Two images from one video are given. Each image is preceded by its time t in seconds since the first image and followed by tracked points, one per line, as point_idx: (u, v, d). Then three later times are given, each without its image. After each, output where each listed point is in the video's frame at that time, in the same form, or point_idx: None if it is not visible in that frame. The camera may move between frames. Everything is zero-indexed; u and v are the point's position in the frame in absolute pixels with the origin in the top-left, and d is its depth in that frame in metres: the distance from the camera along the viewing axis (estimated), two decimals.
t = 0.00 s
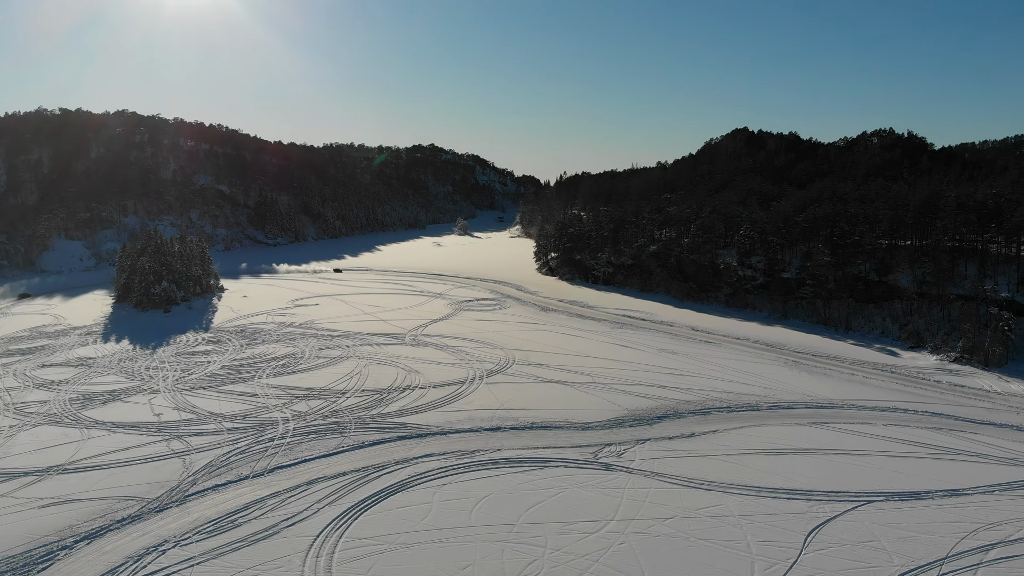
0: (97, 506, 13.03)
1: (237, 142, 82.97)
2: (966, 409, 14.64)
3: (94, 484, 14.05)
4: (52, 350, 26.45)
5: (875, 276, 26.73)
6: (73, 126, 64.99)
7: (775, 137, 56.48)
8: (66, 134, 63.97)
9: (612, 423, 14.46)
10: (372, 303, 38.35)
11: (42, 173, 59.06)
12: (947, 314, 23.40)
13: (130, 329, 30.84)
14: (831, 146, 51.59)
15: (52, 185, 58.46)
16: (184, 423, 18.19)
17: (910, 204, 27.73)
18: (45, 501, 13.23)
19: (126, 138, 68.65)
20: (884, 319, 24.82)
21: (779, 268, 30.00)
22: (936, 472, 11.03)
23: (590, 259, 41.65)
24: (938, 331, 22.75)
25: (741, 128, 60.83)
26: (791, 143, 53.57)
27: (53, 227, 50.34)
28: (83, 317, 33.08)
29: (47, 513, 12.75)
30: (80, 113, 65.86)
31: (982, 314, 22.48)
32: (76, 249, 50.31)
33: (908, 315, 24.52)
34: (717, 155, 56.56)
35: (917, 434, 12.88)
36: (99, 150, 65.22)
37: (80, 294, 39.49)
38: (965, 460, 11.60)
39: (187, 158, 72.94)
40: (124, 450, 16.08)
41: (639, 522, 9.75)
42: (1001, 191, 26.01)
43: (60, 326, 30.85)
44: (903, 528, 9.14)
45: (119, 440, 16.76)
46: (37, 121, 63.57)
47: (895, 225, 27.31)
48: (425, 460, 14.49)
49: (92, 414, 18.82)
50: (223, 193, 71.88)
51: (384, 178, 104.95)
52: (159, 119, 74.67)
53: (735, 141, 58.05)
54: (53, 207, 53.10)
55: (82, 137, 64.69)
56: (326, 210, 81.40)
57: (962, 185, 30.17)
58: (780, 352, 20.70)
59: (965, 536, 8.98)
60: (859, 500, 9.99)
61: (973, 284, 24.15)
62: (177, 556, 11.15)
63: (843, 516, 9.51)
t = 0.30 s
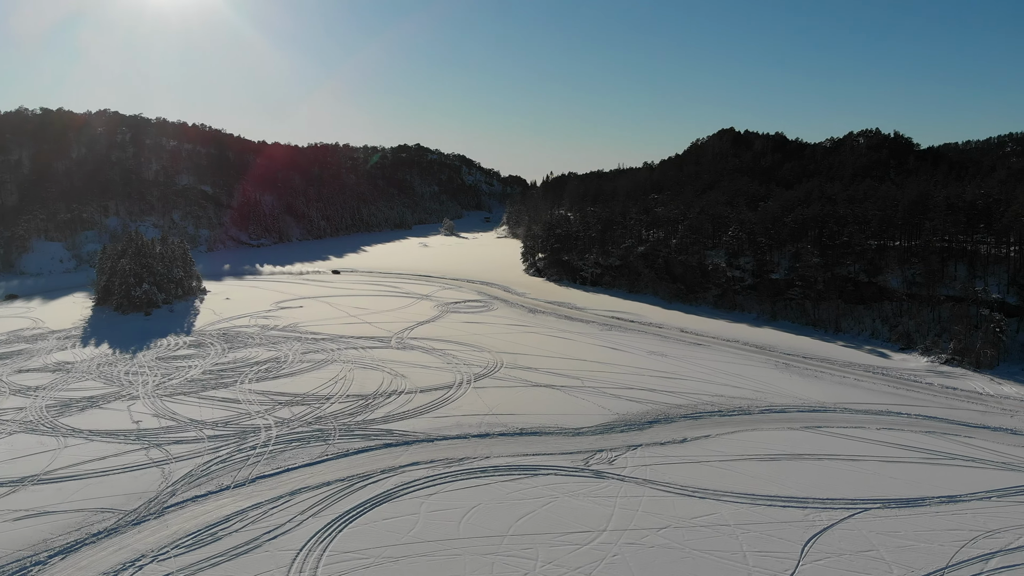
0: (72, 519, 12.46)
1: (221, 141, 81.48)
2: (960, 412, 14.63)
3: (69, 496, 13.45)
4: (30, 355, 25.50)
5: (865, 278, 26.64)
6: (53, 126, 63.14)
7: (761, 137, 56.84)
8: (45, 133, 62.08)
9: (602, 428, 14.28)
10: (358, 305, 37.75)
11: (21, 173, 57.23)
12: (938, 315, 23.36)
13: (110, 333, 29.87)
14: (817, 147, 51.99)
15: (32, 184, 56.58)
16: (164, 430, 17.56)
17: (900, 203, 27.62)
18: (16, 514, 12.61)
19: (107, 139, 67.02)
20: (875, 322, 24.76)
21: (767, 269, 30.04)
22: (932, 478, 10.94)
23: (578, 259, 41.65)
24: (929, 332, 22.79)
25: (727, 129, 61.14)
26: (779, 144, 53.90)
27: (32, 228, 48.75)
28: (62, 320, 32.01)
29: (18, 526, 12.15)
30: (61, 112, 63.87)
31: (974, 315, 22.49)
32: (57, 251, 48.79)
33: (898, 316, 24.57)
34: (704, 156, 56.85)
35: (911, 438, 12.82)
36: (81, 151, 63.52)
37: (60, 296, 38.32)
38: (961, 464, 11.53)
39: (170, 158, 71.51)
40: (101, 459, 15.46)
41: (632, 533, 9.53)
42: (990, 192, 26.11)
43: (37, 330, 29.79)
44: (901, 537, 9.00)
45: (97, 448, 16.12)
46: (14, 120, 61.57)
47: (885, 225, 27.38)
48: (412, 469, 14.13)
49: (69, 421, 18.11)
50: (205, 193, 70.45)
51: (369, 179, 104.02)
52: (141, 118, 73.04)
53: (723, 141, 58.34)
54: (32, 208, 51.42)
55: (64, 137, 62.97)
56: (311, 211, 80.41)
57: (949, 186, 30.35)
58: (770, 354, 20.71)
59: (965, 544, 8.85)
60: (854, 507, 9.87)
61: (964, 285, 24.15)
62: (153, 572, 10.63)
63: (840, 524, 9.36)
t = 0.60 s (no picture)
0: (44, 533, 11.85)
1: (203, 142, 79.95)
2: (952, 416, 14.66)
3: (41, 509, 12.81)
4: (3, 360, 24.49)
5: (853, 279, 26.81)
6: (33, 124, 61.13)
7: (747, 138, 57.27)
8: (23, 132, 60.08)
9: (592, 434, 14.08)
10: (342, 307, 37.09)
11: None
12: (928, 317, 23.46)
13: (88, 337, 28.83)
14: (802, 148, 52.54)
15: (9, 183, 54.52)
16: (142, 438, 16.91)
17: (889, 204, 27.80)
18: None
19: (88, 139, 64.79)
20: (863, 323, 24.80)
21: (754, 270, 30.21)
22: (927, 483, 10.87)
23: (565, 261, 41.54)
24: (918, 334, 22.82)
25: (713, 129, 61.51)
26: (764, 145, 54.42)
27: (9, 229, 47.04)
28: (39, 324, 30.85)
29: None
30: (41, 112, 61.83)
31: (964, 316, 22.55)
32: (35, 253, 47.01)
33: (886, 318, 24.64)
34: (690, 156, 57.23)
35: (904, 442, 12.78)
36: (61, 150, 61.60)
37: (37, 299, 36.99)
38: (955, 470, 11.48)
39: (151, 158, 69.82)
40: (76, 469, 14.79)
41: (626, 544, 9.29)
42: (977, 193, 26.29)
43: (11, 334, 28.64)
44: (899, 546, 8.88)
45: (72, 458, 15.42)
46: None
47: (873, 226, 27.52)
48: (397, 478, 13.74)
49: (43, 429, 17.35)
50: (186, 194, 68.91)
51: (353, 179, 102.88)
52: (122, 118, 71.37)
53: (708, 142, 58.77)
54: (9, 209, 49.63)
55: (43, 137, 60.73)
56: (294, 211, 79.26)
57: (934, 186, 30.65)
58: (759, 356, 20.73)
59: (965, 552, 8.74)
60: (850, 515, 9.73)
61: (952, 286, 24.28)
62: None
63: (837, 533, 9.23)
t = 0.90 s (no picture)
0: (12, 549, 11.24)
1: (186, 143, 78.62)
2: (944, 418, 14.66)
3: (9, 522, 12.18)
4: None
5: (841, 280, 26.94)
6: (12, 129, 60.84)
7: (732, 138, 57.72)
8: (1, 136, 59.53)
9: (581, 440, 13.89)
10: (325, 310, 36.42)
11: None
12: (917, 318, 23.56)
13: (64, 341, 27.84)
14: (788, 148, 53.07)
15: None
16: (119, 447, 16.24)
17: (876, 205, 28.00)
18: None
19: (68, 139, 64.78)
20: (852, 324, 24.76)
21: (742, 271, 30.34)
22: (921, 489, 10.79)
23: (552, 262, 41.42)
24: (907, 336, 22.65)
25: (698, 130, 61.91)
26: (749, 145, 54.94)
27: None
28: (13, 329, 29.67)
29: None
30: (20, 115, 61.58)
31: (953, 318, 22.64)
32: (11, 254, 44.96)
33: (875, 319, 24.53)
34: (675, 156, 57.55)
35: (896, 447, 12.72)
36: (40, 152, 60.78)
37: (12, 303, 35.66)
38: (950, 474, 11.41)
39: (132, 159, 68.75)
40: (48, 480, 14.12)
41: (618, 556, 9.05)
42: (964, 193, 26.53)
43: None
44: (897, 555, 8.75)
45: (43, 468, 14.74)
46: None
47: (860, 227, 27.72)
48: (382, 488, 13.32)
49: (14, 438, 16.60)
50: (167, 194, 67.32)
51: (337, 179, 101.63)
52: (103, 121, 70.50)
53: (694, 142, 59.14)
54: None
55: (22, 138, 60.55)
56: (277, 212, 77.80)
57: (919, 188, 31.01)
58: (748, 358, 20.75)
59: (963, 561, 8.61)
60: (845, 523, 9.61)
61: (941, 287, 24.44)
62: None
63: (833, 542, 9.09)
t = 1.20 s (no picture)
0: None
1: (168, 143, 76.88)
2: (935, 422, 14.68)
3: None
4: None
5: (829, 282, 27.12)
6: None
7: (716, 139, 58.20)
8: None
9: (571, 446, 13.74)
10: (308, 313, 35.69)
11: None
12: (906, 320, 23.72)
13: (39, 346, 26.74)
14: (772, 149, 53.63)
15: None
16: (94, 456, 15.57)
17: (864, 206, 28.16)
18: None
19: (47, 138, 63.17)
20: (840, 325, 24.84)
21: (729, 273, 30.48)
22: (916, 495, 10.72)
23: (538, 263, 41.27)
24: (896, 337, 22.76)
25: (683, 130, 62.35)
26: (734, 146, 55.49)
27: None
28: None
29: None
30: None
31: (943, 319, 22.86)
32: None
33: (863, 320, 24.65)
34: (660, 157, 57.87)
35: (889, 451, 12.69)
36: (18, 151, 59.17)
37: None
38: (944, 480, 11.35)
39: (112, 159, 67.14)
40: (18, 492, 13.43)
41: (611, 568, 8.82)
42: (951, 194, 26.81)
43: None
44: (895, 564, 8.64)
45: (13, 480, 14.03)
46: None
47: (848, 228, 27.95)
48: (366, 499, 12.91)
49: None
50: (147, 195, 65.71)
51: (320, 179, 100.18)
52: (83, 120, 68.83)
53: (679, 142, 59.48)
54: None
55: None
56: (259, 212, 76.28)
57: (904, 189, 31.42)
58: (736, 361, 20.77)
59: (961, 571, 8.51)
60: (840, 530, 9.51)
61: (929, 288, 24.64)
62: None
63: (829, 551, 8.97)
